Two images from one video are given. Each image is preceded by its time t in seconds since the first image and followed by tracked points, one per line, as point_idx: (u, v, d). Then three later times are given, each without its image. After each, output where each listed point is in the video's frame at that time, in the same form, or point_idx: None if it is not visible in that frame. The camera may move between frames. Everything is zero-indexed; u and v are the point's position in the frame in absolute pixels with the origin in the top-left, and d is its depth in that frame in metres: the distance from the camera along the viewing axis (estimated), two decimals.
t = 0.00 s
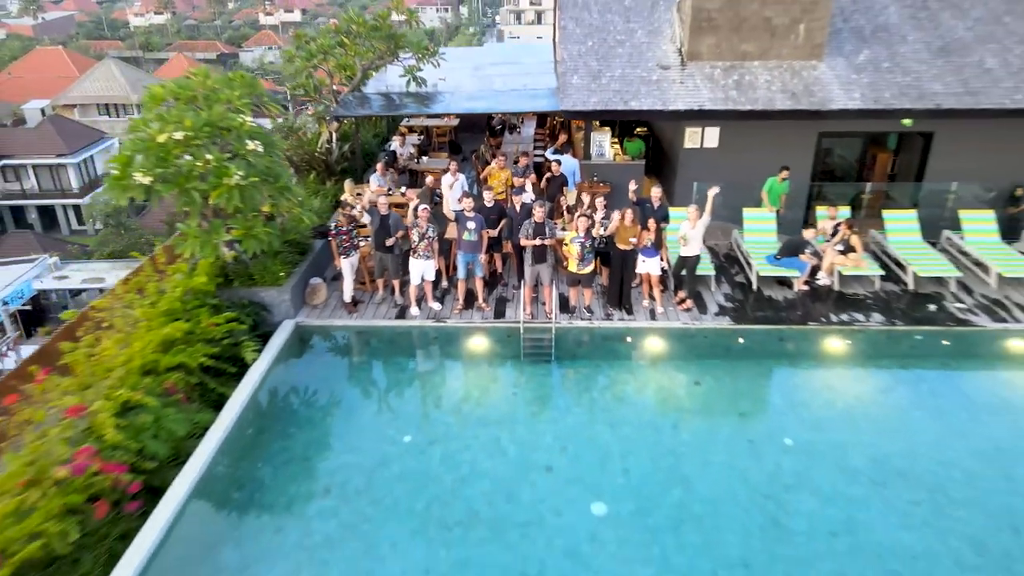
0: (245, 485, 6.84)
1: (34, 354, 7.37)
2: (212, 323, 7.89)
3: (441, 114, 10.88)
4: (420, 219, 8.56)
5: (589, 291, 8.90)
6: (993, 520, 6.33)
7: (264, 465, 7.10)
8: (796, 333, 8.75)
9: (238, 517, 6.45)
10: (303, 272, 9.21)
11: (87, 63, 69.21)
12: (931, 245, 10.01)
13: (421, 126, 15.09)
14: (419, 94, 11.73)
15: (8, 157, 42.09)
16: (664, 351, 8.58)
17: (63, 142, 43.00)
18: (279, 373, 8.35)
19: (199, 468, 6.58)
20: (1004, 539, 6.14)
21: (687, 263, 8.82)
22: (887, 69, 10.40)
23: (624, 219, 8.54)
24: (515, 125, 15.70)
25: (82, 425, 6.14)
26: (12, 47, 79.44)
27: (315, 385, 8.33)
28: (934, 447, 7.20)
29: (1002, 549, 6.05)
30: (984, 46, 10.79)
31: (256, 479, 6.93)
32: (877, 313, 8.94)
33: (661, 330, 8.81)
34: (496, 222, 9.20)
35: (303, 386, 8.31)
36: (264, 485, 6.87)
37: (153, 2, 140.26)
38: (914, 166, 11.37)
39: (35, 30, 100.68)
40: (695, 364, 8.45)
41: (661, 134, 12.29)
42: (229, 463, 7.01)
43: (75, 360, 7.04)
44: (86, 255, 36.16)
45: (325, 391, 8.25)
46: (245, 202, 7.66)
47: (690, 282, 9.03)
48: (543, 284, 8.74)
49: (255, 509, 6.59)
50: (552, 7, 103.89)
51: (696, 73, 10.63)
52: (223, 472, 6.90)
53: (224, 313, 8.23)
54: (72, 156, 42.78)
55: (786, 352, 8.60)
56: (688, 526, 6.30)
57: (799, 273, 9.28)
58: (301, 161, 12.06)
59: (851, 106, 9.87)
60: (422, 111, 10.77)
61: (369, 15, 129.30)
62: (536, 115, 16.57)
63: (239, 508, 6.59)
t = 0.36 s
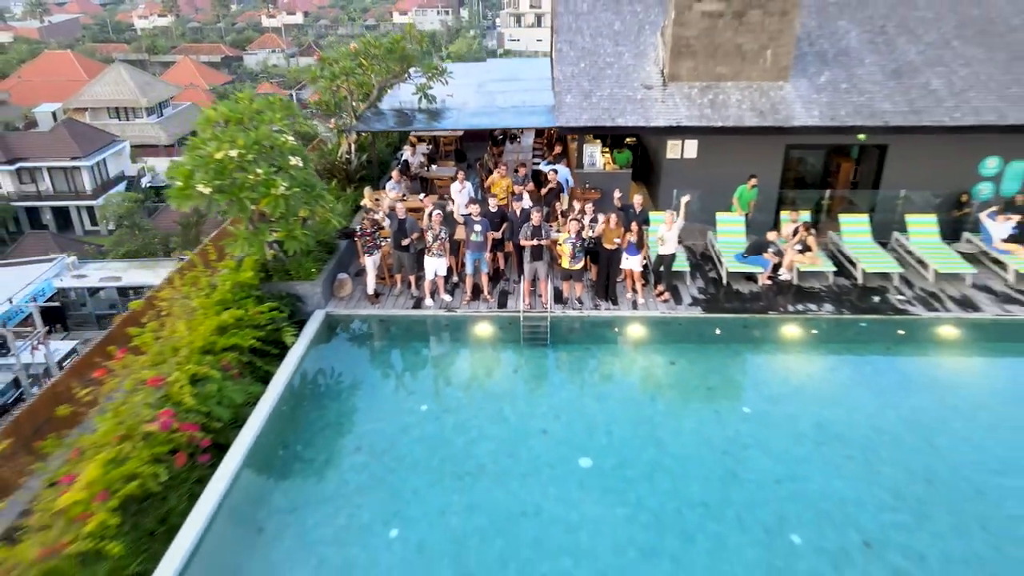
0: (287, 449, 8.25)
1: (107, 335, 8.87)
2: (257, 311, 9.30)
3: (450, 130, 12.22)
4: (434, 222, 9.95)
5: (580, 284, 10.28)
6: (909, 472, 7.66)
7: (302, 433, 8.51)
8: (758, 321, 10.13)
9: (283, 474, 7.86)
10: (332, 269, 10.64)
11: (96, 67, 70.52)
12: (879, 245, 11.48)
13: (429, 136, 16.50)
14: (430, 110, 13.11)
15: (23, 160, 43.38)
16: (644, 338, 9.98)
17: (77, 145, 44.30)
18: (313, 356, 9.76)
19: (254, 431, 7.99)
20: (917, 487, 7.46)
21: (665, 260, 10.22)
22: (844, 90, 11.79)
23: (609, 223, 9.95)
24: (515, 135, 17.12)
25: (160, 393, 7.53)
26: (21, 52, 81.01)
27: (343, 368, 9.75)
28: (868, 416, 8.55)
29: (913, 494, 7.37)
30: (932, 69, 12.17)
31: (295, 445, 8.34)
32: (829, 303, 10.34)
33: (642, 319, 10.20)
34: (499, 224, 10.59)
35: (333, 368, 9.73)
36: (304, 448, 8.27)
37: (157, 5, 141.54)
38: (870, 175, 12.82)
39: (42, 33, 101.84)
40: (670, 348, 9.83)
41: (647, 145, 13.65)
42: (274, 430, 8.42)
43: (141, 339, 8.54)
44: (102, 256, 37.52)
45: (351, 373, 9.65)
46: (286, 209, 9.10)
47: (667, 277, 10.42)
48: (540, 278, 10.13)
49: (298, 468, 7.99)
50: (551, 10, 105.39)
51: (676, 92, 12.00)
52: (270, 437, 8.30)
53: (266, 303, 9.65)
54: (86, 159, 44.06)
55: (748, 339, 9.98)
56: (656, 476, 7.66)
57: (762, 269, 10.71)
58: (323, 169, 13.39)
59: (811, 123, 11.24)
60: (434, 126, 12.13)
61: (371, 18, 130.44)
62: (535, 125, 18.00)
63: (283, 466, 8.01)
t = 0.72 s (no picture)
0: (326, 417, 9.93)
1: (170, 321, 10.70)
2: (297, 301, 11.05)
3: (459, 145, 14.01)
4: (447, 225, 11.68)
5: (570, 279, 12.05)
6: (839, 431, 9.33)
7: (337, 404, 10.20)
8: (724, 311, 11.84)
9: (324, 436, 9.55)
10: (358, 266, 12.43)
11: (106, 71, 72.16)
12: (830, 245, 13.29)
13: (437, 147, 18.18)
14: (442, 127, 14.82)
15: (41, 163, 45.16)
16: (625, 324, 11.69)
17: (93, 149, 45.98)
18: (345, 340, 11.48)
19: (300, 399, 9.68)
20: (844, 442, 9.14)
21: (644, 257, 12.01)
22: (804, 109, 13.48)
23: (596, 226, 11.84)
24: (516, 145, 18.84)
25: (225, 366, 9.26)
26: (31, 56, 82.85)
27: (368, 351, 11.44)
28: (811, 388, 10.23)
29: (840, 448, 9.05)
30: (882, 91, 13.87)
31: (331, 413, 10.02)
32: (785, 295, 12.09)
33: (624, 309, 11.91)
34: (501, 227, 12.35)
35: (360, 352, 11.44)
36: (340, 416, 9.96)
37: (161, 8, 143.18)
38: (830, 184, 14.41)
39: (49, 35, 103.44)
40: (647, 333, 11.52)
41: (633, 156, 15.33)
42: (315, 401, 10.09)
43: (202, 324, 10.37)
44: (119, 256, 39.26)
45: (376, 355, 11.34)
46: (323, 215, 11.06)
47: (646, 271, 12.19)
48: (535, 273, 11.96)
49: (335, 430, 9.68)
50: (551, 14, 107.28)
51: (657, 111, 13.71)
52: (311, 407, 9.97)
53: (303, 295, 11.40)
54: (102, 162, 45.73)
55: (714, 325, 11.68)
56: (632, 434, 9.35)
57: (728, 266, 12.49)
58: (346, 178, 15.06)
59: (773, 139, 12.94)
60: (443, 142, 13.88)
61: (373, 21, 131.94)
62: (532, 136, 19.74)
63: (323, 429, 9.71)
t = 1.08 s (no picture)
0: (357, 389, 11.81)
1: (219, 310, 12.65)
2: (329, 292, 12.96)
3: (466, 156, 15.97)
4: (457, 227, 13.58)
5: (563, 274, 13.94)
6: (786, 399, 11.19)
7: (366, 378, 12.08)
8: (695, 301, 13.74)
9: (355, 404, 11.42)
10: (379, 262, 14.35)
11: (116, 75, 73.99)
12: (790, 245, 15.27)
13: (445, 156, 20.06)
14: (451, 140, 16.76)
15: (60, 167, 47.14)
16: (610, 312, 13.58)
17: (110, 153, 47.91)
18: (369, 327, 13.38)
19: (336, 373, 11.58)
20: (789, 407, 11.00)
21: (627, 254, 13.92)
22: (769, 125, 15.37)
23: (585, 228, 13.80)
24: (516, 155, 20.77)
25: (274, 345, 11.13)
26: (41, 60, 84.92)
27: (390, 336, 13.34)
28: (765, 365, 12.11)
29: (785, 411, 10.90)
30: (838, 109, 15.75)
31: (361, 386, 11.88)
32: (748, 287, 14.04)
33: (609, 299, 13.80)
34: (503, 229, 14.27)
35: (382, 336, 13.32)
36: (368, 388, 11.83)
37: (167, 12, 145.30)
38: (795, 190, 16.10)
39: (58, 40, 105.28)
40: (629, 321, 13.41)
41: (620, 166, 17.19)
42: (346, 376, 11.97)
43: (248, 311, 12.27)
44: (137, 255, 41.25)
45: (397, 339, 13.24)
46: (352, 219, 13.10)
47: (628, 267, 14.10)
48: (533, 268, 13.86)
49: (365, 399, 11.56)
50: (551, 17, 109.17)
51: (640, 127, 15.61)
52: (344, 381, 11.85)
53: (333, 287, 13.30)
54: (118, 165, 47.66)
55: (686, 313, 13.56)
56: (613, 401, 11.21)
57: (699, 262, 14.48)
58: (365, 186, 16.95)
59: (741, 152, 14.83)
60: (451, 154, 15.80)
61: (375, 24, 133.80)
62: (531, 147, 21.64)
63: (354, 399, 11.57)
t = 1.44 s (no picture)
0: (381, 366, 13.86)
1: (260, 298, 14.83)
2: (354, 284, 15.10)
3: (471, 166, 18.16)
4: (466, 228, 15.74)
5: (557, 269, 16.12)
6: (744, 373, 13.25)
7: (388, 357, 14.14)
8: (671, 292, 15.87)
9: (380, 377, 13.49)
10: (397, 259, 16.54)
11: (126, 79, 75.98)
12: (756, 244, 17.39)
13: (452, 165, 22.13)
14: (459, 152, 18.95)
15: (79, 169, 49.25)
16: (597, 302, 15.73)
17: (126, 156, 49.95)
18: (389, 314, 15.47)
19: (363, 352, 13.67)
20: (746, 380, 13.05)
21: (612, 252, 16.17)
22: (739, 138, 17.43)
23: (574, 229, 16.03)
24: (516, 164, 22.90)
25: (311, 328, 13.30)
26: (52, 63, 86.92)
27: (406, 323, 15.41)
28: (728, 346, 14.20)
29: (743, 383, 12.95)
30: (800, 123, 17.80)
31: (383, 363, 13.93)
32: (717, 281, 16.20)
33: (597, 291, 15.94)
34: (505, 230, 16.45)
35: (400, 323, 15.38)
36: (390, 364, 13.91)
37: (172, 15, 147.30)
38: (765, 195, 18.09)
39: (66, 43, 107.27)
40: (613, 309, 15.55)
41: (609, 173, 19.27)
42: (372, 355, 14.07)
43: (286, 300, 14.43)
44: (155, 255, 43.31)
45: (412, 325, 15.32)
46: (376, 221, 15.50)
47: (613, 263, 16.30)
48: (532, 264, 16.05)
49: (388, 374, 13.65)
50: (550, 22, 111.36)
51: (626, 139, 17.68)
52: (370, 359, 13.94)
53: (357, 280, 15.43)
54: (134, 168, 49.72)
55: (664, 302, 15.69)
56: (598, 375, 13.29)
57: (676, 259, 16.67)
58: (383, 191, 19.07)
59: (713, 162, 16.91)
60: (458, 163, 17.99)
61: (377, 27, 135.75)
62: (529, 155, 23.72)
63: (379, 373, 13.63)
